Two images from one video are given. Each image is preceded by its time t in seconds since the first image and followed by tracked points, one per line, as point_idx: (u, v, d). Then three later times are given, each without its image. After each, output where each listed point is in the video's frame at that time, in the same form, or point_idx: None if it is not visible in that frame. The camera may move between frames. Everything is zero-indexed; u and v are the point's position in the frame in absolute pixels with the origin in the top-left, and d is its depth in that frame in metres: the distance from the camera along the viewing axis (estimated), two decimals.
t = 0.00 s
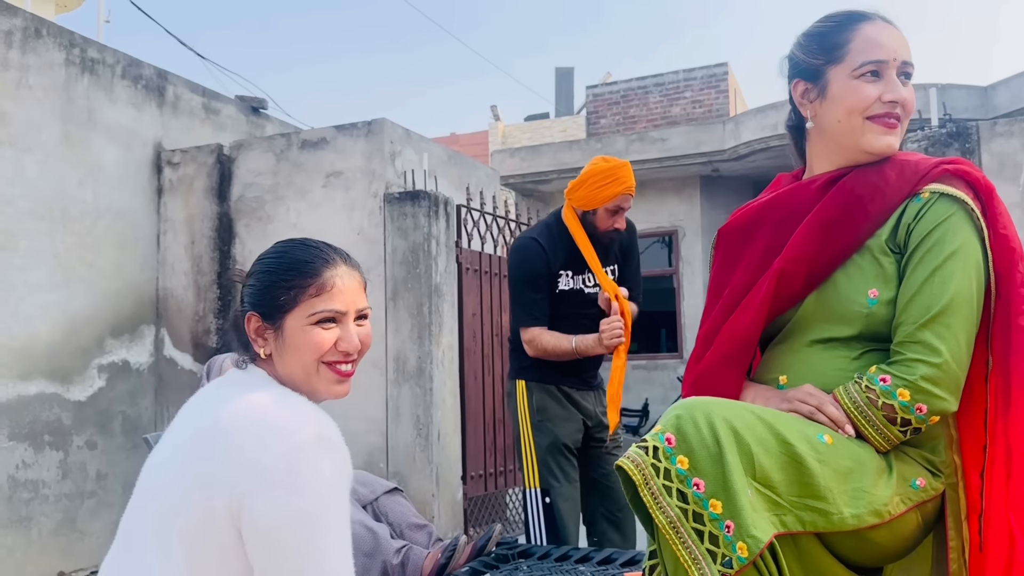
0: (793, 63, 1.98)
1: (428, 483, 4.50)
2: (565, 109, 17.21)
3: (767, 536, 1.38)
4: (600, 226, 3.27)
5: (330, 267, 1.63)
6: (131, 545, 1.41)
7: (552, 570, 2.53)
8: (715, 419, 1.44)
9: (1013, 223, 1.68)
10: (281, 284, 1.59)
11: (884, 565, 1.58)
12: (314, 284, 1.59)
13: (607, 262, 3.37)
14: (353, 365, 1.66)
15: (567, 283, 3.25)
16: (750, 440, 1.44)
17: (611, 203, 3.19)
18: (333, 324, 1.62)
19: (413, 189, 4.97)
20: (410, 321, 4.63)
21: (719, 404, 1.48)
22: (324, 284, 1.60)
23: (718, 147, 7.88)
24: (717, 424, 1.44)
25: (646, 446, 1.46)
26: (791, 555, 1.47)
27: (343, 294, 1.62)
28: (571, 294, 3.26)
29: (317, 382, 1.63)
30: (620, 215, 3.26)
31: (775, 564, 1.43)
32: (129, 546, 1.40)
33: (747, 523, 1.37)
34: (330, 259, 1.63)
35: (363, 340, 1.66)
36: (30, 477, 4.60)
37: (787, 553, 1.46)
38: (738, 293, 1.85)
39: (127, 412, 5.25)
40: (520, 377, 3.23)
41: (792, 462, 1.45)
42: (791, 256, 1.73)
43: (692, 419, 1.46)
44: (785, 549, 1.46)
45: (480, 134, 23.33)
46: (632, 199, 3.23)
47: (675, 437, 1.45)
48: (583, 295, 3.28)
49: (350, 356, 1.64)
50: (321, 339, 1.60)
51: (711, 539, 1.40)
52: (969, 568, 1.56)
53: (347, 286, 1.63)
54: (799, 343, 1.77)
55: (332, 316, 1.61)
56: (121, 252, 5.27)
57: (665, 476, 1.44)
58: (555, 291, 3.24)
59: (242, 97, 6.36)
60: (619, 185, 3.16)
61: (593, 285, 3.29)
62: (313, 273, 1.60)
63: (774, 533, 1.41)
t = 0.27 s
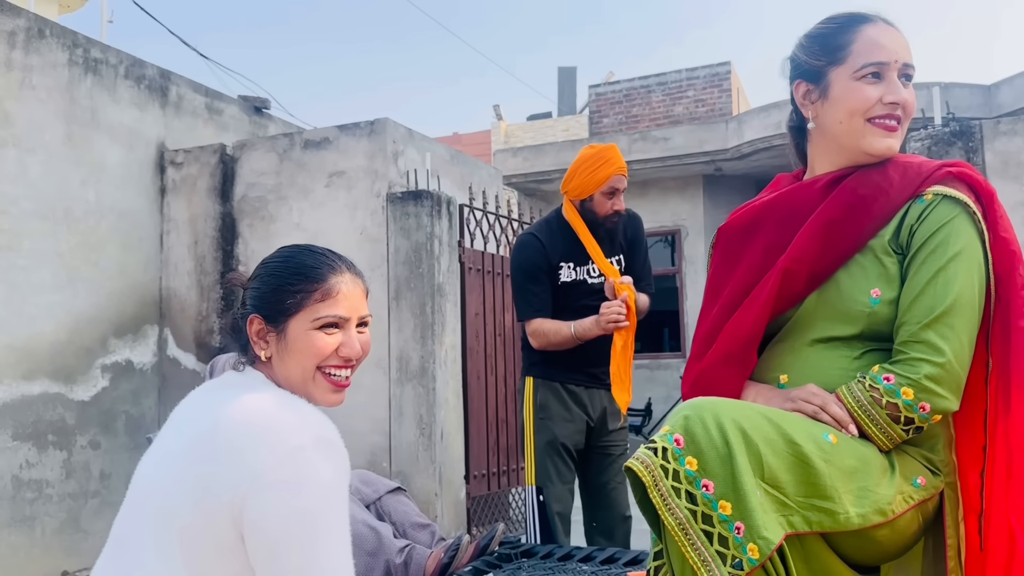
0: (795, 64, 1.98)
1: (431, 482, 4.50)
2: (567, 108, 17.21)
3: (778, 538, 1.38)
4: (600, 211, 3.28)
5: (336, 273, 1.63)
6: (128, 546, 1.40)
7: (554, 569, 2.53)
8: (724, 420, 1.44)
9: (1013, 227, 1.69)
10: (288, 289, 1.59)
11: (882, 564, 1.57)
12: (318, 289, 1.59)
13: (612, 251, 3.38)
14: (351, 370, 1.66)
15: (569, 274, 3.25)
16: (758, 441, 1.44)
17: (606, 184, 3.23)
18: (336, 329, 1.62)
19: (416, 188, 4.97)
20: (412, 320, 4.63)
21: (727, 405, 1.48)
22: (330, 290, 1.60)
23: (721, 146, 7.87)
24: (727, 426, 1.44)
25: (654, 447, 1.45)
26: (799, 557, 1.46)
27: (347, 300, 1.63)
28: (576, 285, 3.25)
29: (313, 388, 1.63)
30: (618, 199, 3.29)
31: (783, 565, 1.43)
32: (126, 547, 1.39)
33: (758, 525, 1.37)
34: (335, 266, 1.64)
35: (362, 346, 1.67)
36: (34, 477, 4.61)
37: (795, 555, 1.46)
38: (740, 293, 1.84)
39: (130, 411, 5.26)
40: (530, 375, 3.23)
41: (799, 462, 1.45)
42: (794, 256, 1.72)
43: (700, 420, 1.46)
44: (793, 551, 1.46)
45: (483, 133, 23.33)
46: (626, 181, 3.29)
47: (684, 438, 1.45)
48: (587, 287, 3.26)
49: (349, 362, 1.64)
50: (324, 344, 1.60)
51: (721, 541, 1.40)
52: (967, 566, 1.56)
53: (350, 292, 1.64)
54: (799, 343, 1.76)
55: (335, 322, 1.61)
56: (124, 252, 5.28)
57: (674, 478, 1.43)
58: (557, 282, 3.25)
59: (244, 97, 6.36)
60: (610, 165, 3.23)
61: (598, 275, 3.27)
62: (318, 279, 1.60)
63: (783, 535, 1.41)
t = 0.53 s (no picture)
0: (794, 64, 1.98)
1: (434, 482, 4.50)
2: (570, 108, 17.19)
3: (781, 538, 1.38)
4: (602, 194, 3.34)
5: (335, 273, 1.63)
6: (130, 549, 1.40)
7: (557, 569, 2.53)
8: (726, 420, 1.44)
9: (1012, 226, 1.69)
10: (286, 289, 1.59)
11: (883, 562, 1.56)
12: (318, 289, 1.59)
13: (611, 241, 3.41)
14: (350, 371, 1.67)
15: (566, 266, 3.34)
16: (759, 441, 1.44)
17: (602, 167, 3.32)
18: (335, 329, 1.62)
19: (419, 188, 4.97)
20: (415, 320, 4.63)
21: (728, 405, 1.47)
22: (329, 290, 1.60)
23: (724, 145, 7.86)
24: (728, 426, 1.43)
25: (656, 448, 1.45)
26: (800, 558, 1.46)
27: (346, 301, 1.63)
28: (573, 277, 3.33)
29: (314, 389, 1.64)
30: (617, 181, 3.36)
31: (786, 565, 1.43)
32: (129, 550, 1.39)
33: (761, 525, 1.37)
34: (335, 265, 1.64)
35: (363, 346, 1.67)
36: (38, 476, 4.61)
37: (797, 555, 1.46)
38: (740, 293, 1.84)
39: (134, 411, 5.26)
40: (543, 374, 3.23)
41: (800, 462, 1.45)
42: (795, 254, 1.72)
43: (702, 421, 1.45)
44: (795, 551, 1.46)
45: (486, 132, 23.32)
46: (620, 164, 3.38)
47: (685, 439, 1.45)
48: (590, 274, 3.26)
49: (348, 363, 1.65)
50: (323, 345, 1.61)
51: (723, 542, 1.39)
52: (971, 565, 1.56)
53: (350, 292, 1.63)
54: (800, 342, 1.75)
55: (334, 322, 1.61)
56: (128, 252, 5.29)
57: (676, 479, 1.43)
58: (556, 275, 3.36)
59: (248, 97, 6.36)
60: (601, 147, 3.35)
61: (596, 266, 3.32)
62: (317, 278, 1.60)
63: (785, 535, 1.40)
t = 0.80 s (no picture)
0: (792, 66, 1.98)
1: (437, 481, 4.50)
2: (573, 108, 17.19)
3: (782, 537, 1.38)
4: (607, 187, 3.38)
5: (334, 270, 1.63)
6: (132, 548, 1.40)
7: (560, 568, 2.53)
8: (726, 420, 1.44)
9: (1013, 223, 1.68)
10: (284, 288, 1.59)
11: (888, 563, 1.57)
12: (316, 288, 1.59)
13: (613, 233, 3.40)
14: (352, 369, 1.68)
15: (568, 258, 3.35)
16: (760, 440, 1.44)
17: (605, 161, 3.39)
18: (335, 327, 1.63)
19: (422, 187, 4.97)
20: (418, 319, 4.63)
21: (729, 405, 1.47)
22: (328, 288, 1.60)
23: (727, 145, 7.86)
24: (728, 425, 1.43)
25: (657, 448, 1.45)
26: (801, 556, 1.46)
27: (345, 298, 1.63)
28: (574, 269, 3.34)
29: (314, 387, 1.64)
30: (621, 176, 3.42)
31: (787, 564, 1.42)
32: (132, 549, 1.39)
33: (761, 524, 1.37)
34: (333, 262, 1.64)
35: (363, 343, 1.68)
36: (42, 476, 4.63)
37: (798, 554, 1.46)
38: (741, 292, 1.84)
39: (138, 410, 5.27)
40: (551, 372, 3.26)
41: (801, 461, 1.45)
42: (795, 253, 1.72)
43: (702, 420, 1.45)
44: (796, 550, 1.46)
45: (489, 132, 23.32)
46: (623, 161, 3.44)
47: (686, 438, 1.45)
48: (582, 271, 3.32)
49: (349, 360, 1.66)
50: (322, 343, 1.61)
51: (724, 541, 1.39)
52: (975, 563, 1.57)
53: (350, 289, 1.64)
54: (802, 341, 1.76)
55: (333, 320, 1.62)
56: (131, 251, 5.30)
57: (677, 478, 1.43)
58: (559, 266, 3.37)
59: (251, 97, 6.37)
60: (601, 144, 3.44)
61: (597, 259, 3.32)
62: (315, 277, 1.60)
63: (786, 534, 1.40)
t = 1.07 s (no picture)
0: (793, 66, 1.98)
1: (439, 480, 4.51)
2: (575, 106, 17.18)
3: (781, 535, 1.38)
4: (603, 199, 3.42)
5: (334, 272, 1.64)
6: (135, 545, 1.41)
7: (562, 567, 2.53)
8: (726, 419, 1.44)
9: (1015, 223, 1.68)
10: (285, 289, 1.59)
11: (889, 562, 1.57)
12: (318, 289, 1.60)
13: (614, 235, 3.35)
14: (353, 369, 1.68)
15: (571, 250, 3.33)
16: (760, 439, 1.44)
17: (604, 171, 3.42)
18: (336, 328, 1.63)
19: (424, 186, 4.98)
20: (421, 318, 4.63)
21: (729, 404, 1.48)
22: (329, 290, 1.61)
23: (729, 144, 7.85)
24: (728, 424, 1.43)
25: (657, 447, 1.45)
26: (801, 554, 1.46)
27: (347, 300, 1.63)
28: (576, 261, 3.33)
29: (316, 388, 1.65)
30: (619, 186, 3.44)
31: (788, 563, 1.43)
32: (134, 546, 1.40)
33: (761, 523, 1.37)
34: (334, 264, 1.64)
35: (364, 344, 1.69)
36: (46, 474, 4.64)
37: (798, 552, 1.46)
38: (742, 292, 1.84)
39: (141, 409, 5.28)
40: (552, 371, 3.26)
41: (802, 460, 1.45)
42: (795, 253, 1.72)
43: (702, 419, 1.45)
44: (796, 549, 1.46)
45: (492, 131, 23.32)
46: (625, 171, 3.45)
47: (686, 437, 1.45)
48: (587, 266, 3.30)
49: (351, 361, 1.66)
50: (324, 344, 1.61)
51: (724, 539, 1.40)
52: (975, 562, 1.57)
53: (350, 291, 1.64)
54: (803, 340, 1.76)
55: (335, 321, 1.62)
56: (134, 251, 5.31)
57: (677, 477, 1.43)
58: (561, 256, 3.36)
59: (253, 96, 6.38)
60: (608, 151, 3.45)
61: (599, 255, 3.30)
62: (316, 278, 1.60)
63: (786, 533, 1.40)
